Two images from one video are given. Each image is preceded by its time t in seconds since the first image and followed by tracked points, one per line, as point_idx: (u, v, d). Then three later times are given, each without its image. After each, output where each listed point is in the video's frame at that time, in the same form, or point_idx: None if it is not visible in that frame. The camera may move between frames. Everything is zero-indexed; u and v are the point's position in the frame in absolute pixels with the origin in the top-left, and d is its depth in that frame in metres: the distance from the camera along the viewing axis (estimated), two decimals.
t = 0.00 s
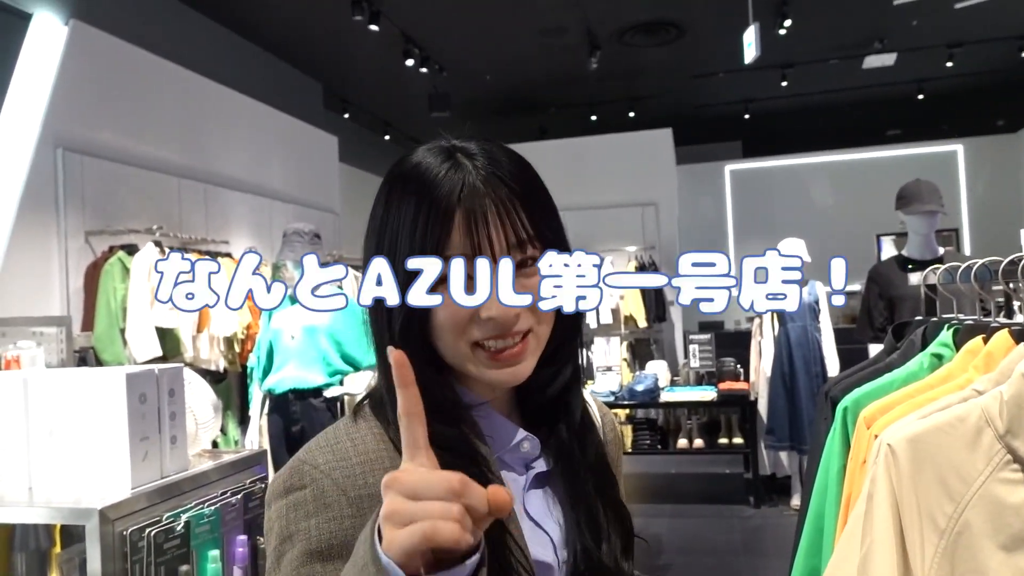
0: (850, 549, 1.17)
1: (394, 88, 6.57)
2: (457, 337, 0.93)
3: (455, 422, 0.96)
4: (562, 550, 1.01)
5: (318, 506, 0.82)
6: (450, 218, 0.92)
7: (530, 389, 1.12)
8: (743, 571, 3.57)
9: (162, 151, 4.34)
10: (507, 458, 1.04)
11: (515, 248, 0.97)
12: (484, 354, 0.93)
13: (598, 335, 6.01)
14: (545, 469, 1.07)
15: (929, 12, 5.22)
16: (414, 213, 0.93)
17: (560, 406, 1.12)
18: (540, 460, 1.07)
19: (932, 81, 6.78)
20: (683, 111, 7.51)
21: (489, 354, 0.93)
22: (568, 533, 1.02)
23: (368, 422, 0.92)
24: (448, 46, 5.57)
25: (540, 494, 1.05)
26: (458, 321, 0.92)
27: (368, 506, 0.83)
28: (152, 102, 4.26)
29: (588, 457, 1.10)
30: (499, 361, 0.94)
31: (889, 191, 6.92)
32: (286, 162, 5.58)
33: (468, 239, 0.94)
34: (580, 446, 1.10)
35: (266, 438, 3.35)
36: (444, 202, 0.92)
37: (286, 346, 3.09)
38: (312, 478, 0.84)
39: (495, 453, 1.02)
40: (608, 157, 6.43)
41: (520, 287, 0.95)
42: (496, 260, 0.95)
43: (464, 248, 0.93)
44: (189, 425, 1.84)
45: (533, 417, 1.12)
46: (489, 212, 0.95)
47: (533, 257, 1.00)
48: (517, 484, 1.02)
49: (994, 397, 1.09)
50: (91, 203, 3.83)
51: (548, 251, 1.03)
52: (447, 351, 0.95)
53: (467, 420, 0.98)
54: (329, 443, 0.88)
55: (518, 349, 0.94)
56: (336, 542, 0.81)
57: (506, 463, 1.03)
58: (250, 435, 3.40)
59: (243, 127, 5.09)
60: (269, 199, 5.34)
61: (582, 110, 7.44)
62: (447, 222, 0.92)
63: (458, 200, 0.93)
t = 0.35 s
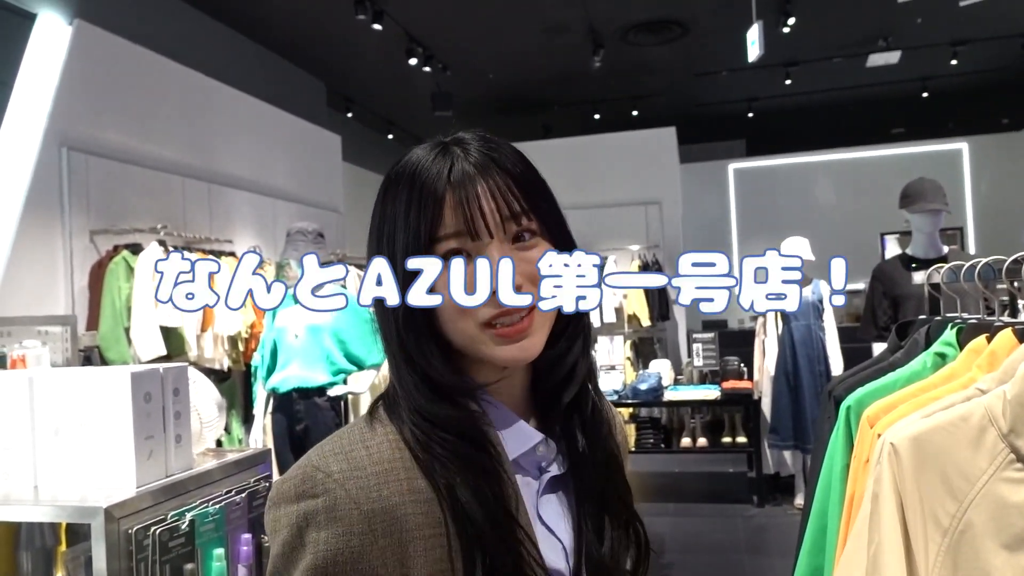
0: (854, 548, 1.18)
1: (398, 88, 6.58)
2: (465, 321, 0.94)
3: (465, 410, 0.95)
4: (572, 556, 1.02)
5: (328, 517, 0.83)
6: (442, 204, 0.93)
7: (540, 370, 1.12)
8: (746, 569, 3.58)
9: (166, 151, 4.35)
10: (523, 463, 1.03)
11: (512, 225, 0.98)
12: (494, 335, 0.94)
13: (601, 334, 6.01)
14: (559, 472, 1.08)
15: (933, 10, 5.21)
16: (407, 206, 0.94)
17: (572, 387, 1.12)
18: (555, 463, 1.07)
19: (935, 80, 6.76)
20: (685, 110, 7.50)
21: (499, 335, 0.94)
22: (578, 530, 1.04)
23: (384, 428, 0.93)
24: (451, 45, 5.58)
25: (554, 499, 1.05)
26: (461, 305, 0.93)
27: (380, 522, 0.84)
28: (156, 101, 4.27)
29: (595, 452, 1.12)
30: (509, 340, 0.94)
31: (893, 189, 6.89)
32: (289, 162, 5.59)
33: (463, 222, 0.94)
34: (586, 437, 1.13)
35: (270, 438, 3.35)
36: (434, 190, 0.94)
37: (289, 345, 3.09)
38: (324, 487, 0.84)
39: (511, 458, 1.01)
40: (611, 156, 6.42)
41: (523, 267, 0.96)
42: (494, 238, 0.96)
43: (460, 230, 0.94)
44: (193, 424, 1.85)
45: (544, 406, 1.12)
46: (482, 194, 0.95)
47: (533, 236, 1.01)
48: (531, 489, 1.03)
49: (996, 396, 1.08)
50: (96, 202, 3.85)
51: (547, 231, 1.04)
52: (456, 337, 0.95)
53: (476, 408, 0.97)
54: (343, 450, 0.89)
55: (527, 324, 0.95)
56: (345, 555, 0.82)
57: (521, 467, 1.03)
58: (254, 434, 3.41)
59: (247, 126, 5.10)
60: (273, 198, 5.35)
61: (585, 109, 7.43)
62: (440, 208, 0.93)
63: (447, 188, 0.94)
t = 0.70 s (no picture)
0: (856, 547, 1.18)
1: (401, 87, 6.59)
2: (459, 325, 0.94)
3: (461, 409, 0.95)
4: (571, 557, 1.02)
5: (328, 514, 0.83)
6: (437, 211, 0.94)
7: (537, 371, 1.12)
8: (750, 570, 3.57)
9: (170, 151, 4.36)
10: (523, 462, 1.04)
11: (507, 229, 0.98)
12: (488, 339, 0.94)
13: (604, 334, 6.00)
14: (557, 472, 1.08)
15: (939, 11, 5.20)
16: (403, 213, 0.94)
17: (565, 384, 1.12)
18: (553, 463, 1.08)
19: (940, 81, 6.74)
20: (689, 110, 7.49)
21: (494, 338, 0.94)
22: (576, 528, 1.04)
23: (383, 426, 0.94)
24: (455, 46, 5.58)
25: (552, 500, 1.05)
26: (456, 308, 0.93)
27: (379, 519, 0.85)
28: (160, 101, 4.28)
29: (592, 449, 1.12)
30: (504, 343, 0.95)
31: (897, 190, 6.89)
32: (293, 161, 5.60)
33: (458, 227, 0.94)
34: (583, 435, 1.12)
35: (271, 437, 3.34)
36: (428, 198, 0.94)
37: (293, 344, 3.09)
38: (323, 485, 0.84)
39: (509, 455, 1.01)
40: (614, 157, 6.42)
41: (521, 272, 0.96)
42: (489, 242, 0.96)
43: (456, 237, 0.95)
44: (198, 423, 1.85)
45: (538, 405, 1.12)
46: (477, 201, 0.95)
47: (529, 242, 1.01)
48: (530, 489, 1.03)
49: (1001, 397, 1.08)
50: (100, 202, 3.85)
51: (543, 237, 1.04)
52: (451, 340, 0.95)
53: (473, 407, 0.98)
54: (342, 447, 0.89)
55: (522, 328, 0.96)
56: (344, 552, 0.82)
57: (520, 467, 1.03)
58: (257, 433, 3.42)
59: (251, 126, 5.11)
60: (276, 198, 5.36)
61: (589, 110, 7.43)
62: (436, 214, 0.94)
63: (441, 193, 0.94)
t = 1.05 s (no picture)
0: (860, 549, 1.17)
1: (404, 87, 6.58)
2: (458, 323, 0.94)
3: (456, 407, 0.95)
4: (564, 555, 1.01)
5: (325, 502, 0.82)
6: (439, 212, 0.94)
7: (529, 370, 1.11)
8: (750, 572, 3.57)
9: (172, 150, 4.36)
10: (518, 458, 1.04)
11: (507, 231, 0.98)
12: (485, 338, 0.94)
13: (605, 335, 6.00)
14: (551, 470, 1.07)
15: (943, 12, 5.18)
16: (405, 213, 0.94)
17: (562, 385, 1.13)
18: (547, 461, 1.08)
19: (944, 82, 6.73)
20: (692, 111, 7.48)
21: (491, 337, 0.94)
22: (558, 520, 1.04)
23: (379, 420, 0.94)
24: (458, 45, 5.58)
25: (546, 498, 1.05)
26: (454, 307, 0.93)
27: (376, 508, 0.84)
28: (163, 100, 4.28)
29: (585, 450, 1.11)
30: (502, 342, 0.94)
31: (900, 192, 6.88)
32: (295, 161, 5.60)
33: (459, 227, 0.94)
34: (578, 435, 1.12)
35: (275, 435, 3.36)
36: (431, 198, 0.94)
37: (295, 344, 3.09)
38: (319, 474, 0.84)
39: (504, 452, 1.02)
40: (617, 157, 6.41)
41: (522, 274, 0.96)
42: (489, 244, 0.96)
43: (457, 238, 0.94)
44: (200, 421, 1.85)
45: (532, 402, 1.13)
46: (477, 203, 0.95)
47: (528, 245, 1.01)
48: (523, 486, 1.03)
49: (1005, 399, 1.07)
50: (102, 201, 3.86)
51: (542, 241, 1.04)
52: (448, 339, 0.95)
53: (470, 406, 0.97)
54: (337, 440, 0.89)
55: (519, 329, 0.95)
56: (341, 540, 0.81)
57: (515, 464, 1.03)
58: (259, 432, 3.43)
59: (253, 125, 5.11)
60: (278, 197, 5.37)
61: (592, 110, 7.43)
62: (438, 215, 0.93)
63: (444, 194, 0.94)
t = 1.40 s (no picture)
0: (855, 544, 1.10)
1: (425, 79, 6.63)
2: (509, 284, 0.89)
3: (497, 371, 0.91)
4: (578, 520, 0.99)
5: (428, 472, 0.74)
6: (504, 176, 0.89)
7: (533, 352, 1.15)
8: (755, 569, 3.61)
9: (198, 135, 4.44)
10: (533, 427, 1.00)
11: (554, 210, 0.96)
12: (533, 302, 0.90)
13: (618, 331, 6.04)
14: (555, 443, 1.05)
15: (967, 17, 5.16)
16: (464, 172, 0.89)
17: (563, 369, 1.14)
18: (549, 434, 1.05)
19: (966, 87, 6.69)
20: (712, 110, 7.48)
21: (538, 301, 0.90)
22: (572, 493, 1.03)
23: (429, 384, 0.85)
24: (479, 38, 5.62)
25: (554, 468, 1.02)
26: (508, 270, 0.89)
27: (469, 473, 0.77)
28: (190, 86, 4.36)
29: (581, 429, 1.14)
30: (547, 307, 0.91)
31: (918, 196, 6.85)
32: (316, 149, 5.67)
33: (518, 195, 0.91)
34: (575, 412, 1.15)
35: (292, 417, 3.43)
36: (496, 162, 0.90)
37: (315, 329, 3.15)
38: (412, 444, 0.74)
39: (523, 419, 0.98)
40: (635, 154, 6.43)
41: (562, 246, 0.95)
42: (542, 216, 0.93)
43: (516, 204, 0.90)
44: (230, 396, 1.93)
45: (530, 375, 1.15)
46: (537, 180, 0.93)
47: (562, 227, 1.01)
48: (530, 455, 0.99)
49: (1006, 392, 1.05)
50: (128, 183, 3.93)
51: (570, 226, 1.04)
52: (496, 301, 0.90)
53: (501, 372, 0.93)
54: (403, 407, 0.79)
55: (561, 298, 0.93)
56: (450, 508, 0.73)
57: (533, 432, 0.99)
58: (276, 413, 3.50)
59: (276, 112, 5.18)
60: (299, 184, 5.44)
61: (610, 107, 7.46)
62: (502, 178, 0.89)
63: (507, 162, 0.91)
